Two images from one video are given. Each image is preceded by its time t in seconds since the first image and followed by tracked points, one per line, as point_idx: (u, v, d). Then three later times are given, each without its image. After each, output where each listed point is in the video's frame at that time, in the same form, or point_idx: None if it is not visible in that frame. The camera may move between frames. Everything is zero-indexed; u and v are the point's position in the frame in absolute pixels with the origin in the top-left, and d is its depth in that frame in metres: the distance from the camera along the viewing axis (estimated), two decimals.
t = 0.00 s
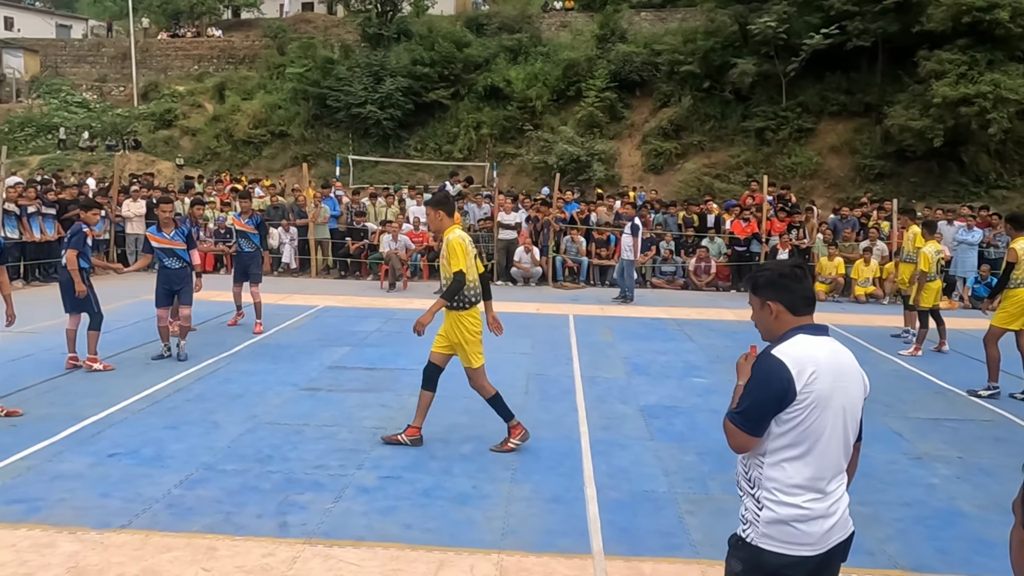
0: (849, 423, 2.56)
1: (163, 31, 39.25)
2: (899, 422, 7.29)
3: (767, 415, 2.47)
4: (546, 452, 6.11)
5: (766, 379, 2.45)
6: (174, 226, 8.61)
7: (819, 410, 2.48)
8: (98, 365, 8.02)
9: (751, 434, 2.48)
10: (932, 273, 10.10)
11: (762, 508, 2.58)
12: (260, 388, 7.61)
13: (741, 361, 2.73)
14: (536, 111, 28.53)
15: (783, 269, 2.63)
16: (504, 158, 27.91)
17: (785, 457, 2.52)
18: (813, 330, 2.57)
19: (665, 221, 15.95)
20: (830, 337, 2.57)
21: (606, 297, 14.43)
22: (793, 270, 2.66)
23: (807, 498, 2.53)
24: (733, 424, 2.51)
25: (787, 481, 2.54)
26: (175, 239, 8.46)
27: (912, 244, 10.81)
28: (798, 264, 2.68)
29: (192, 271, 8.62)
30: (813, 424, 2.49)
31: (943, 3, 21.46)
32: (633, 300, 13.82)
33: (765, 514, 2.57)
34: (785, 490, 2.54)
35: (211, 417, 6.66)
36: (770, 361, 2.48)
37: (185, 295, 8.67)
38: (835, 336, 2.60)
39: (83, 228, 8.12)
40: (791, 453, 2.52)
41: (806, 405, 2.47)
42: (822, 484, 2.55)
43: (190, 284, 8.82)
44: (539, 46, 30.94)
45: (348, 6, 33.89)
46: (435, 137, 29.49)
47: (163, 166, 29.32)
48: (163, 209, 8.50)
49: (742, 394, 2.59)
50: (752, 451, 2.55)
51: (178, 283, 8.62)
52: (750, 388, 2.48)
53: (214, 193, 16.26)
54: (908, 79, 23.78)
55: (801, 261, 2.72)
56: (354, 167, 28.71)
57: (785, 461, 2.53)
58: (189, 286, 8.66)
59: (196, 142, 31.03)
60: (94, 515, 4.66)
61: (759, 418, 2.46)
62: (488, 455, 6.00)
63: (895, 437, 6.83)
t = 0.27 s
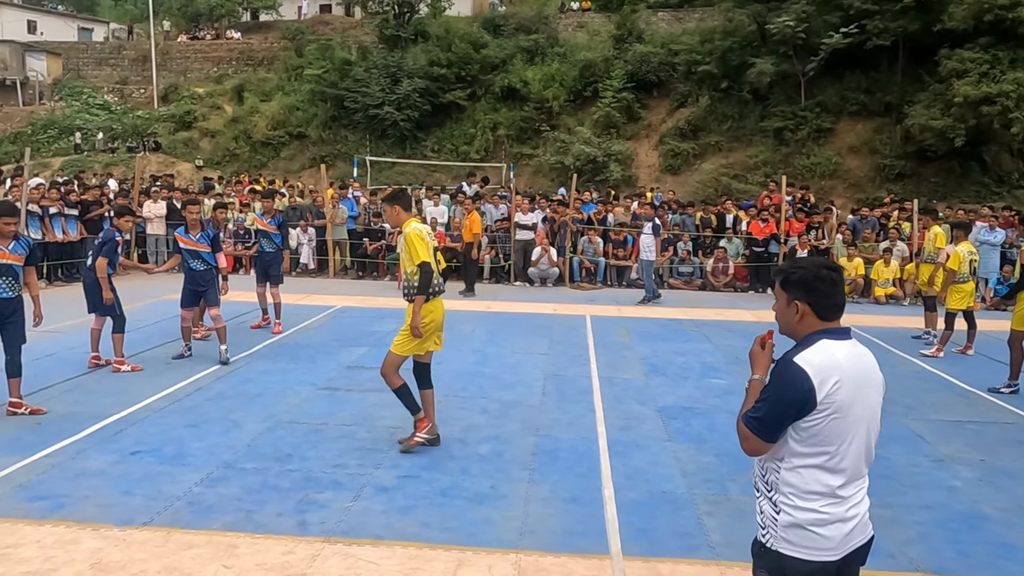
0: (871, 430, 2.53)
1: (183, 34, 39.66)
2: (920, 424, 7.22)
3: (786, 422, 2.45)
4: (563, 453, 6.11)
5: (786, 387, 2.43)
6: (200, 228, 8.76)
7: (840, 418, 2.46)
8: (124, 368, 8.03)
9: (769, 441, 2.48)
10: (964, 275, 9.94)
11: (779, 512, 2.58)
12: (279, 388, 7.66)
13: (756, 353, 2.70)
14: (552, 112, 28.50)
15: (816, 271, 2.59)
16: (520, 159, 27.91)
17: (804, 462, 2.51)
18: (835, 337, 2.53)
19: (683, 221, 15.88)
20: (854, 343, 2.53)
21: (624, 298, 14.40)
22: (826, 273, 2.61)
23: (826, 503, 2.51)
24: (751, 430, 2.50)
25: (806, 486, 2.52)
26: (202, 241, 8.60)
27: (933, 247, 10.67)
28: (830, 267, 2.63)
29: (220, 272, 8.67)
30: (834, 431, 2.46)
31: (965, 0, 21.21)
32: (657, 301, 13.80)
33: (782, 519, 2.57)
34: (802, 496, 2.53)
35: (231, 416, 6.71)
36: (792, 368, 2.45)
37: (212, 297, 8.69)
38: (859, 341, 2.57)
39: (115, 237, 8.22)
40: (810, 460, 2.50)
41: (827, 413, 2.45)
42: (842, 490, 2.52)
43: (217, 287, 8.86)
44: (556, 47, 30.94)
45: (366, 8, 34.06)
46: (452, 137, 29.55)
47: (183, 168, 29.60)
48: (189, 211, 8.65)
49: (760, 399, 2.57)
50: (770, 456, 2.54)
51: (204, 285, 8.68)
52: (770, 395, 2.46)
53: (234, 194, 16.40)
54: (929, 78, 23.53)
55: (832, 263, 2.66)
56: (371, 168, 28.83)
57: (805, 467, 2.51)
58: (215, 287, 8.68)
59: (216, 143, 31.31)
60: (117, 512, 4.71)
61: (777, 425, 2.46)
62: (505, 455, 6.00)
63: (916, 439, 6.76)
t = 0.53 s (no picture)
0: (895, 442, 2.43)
1: (201, 36, 40.03)
2: (938, 427, 7.14)
3: (813, 441, 2.32)
4: (578, 454, 6.10)
5: (812, 406, 2.30)
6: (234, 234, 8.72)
7: (867, 434, 2.35)
8: (143, 368, 8.10)
9: (795, 461, 2.35)
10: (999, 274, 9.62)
11: (796, 520, 2.49)
12: (295, 388, 7.70)
13: (775, 369, 2.55)
14: (567, 112, 28.48)
15: (840, 279, 2.43)
16: (535, 160, 27.91)
17: (826, 476, 2.41)
18: (860, 347, 2.41)
19: (699, 222, 15.83)
20: (878, 354, 2.41)
21: (639, 299, 14.35)
22: (850, 282, 2.45)
23: (845, 515, 2.43)
24: (774, 448, 2.38)
25: (827, 499, 2.42)
26: (235, 248, 8.60)
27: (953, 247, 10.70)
28: (857, 275, 2.46)
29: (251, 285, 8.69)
30: (858, 445, 2.36)
31: None
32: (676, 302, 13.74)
33: (799, 528, 2.48)
34: (822, 507, 2.43)
35: (247, 416, 6.76)
36: (818, 384, 2.32)
37: (243, 303, 8.74)
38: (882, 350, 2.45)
39: (138, 242, 8.28)
40: (832, 474, 2.40)
41: (853, 429, 2.34)
42: (862, 501, 2.43)
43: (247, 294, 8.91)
44: (571, 48, 30.94)
45: (382, 10, 34.20)
46: (467, 138, 29.60)
47: (200, 169, 29.84)
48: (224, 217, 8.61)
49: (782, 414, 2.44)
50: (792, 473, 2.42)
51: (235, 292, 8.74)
52: (794, 413, 2.33)
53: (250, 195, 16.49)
54: (948, 78, 23.31)
55: (855, 269, 2.50)
56: (386, 170, 28.93)
57: (826, 481, 2.41)
58: (246, 295, 8.74)
59: (233, 145, 31.54)
60: (135, 511, 4.75)
61: (804, 445, 2.32)
62: (520, 457, 6.00)
63: (935, 442, 6.69)
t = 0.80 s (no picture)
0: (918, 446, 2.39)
1: (218, 38, 40.35)
2: (957, 430, 7.07)
3: (842, 451, 2.25)
4: (593, 455, 6.08)
5: (843, 417, 2.22)
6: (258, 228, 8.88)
7: (895, 441, 2.29)
8: (161, 367, 8.19)
9: (825, 473, 2.27)
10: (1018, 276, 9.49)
11: (819, 529, 2.44)
12: (311, 388, 7.73)
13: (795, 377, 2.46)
14: (582, 113, 28.43)
15: (851, 283, 2.37)
16: (550, 161, 27.90)
17: (852, 485, 2.35)
18: (880, 353, 2.35)
19: (714, 223, 15.77)
20: (898, 358, 2.36)
21: (654, 300, 14.31)
22: (861, 286, 2.39)
23: (871, 522, 2.37)
24: (802, 460, 2.30)
25: (854, 508, 2.36)
26: (260, 238, 8.68)
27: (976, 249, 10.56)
28: (868, 278, 2.40)
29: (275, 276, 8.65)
30: (886, 453, 2.30)
31: None
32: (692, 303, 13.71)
33: (822, 537, 2.43)
34: (848, 516, 2.37)
35: (264, 415, 6.80)
36: (847, 394, 2.24)
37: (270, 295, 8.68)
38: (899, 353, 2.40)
39: (157, 237, 8.40)
40: (859, 482, 2.34)
41: (882, 438, 2.28)
42: (887, 508, 2.39)
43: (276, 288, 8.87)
44: (586, 48, 30.92)
45: (397, 11, 34.32)
46: (482, 139, 29.63)
47: (217, 170, 30.04)
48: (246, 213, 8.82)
49: (805, 424, 2.37)
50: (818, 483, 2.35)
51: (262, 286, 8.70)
52: (822, 425, 2.25)
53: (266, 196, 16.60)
54: (967, 77, 23.07)
55: (865, 271, 2.44)
56: (401, 170, 29.01)
57: (852, 490, 2.35)
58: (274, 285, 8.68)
59: (249, 146, 31.72)
60: (153, 509, 4.79)
61: (834, 457, 2.25)
62: (535, 457, 5.99)
63: (954, 445, 6.62)
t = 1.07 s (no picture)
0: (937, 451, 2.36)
1: (234, 40, 40.69)
2: (975, 433, 7.00)
3: (862, 459, 2.23)
4: (607, 457, 6.08)
5: (862, 425, 2.20)
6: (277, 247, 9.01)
7: (915, 447, 2.27)
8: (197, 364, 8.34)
9: (845, 481, 2.25)
10: None
11: (836, 538, 2.42)
12: (325, 388, 7.77)
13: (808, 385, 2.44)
14: (596, 114, 28.38)
15: (857, 287, 2.35)
16: (564, 161, 27.87)
17: (871, 493, 2.32)
18: (895, 358, 2.32)
19: (728, 224, 15.69)
20: (915, 363, 2.33)
21: (668, 302, 14.26)
22: (870, 289, 2.36)
23: (891, 530, 2.35)
24: (821, 468, 2.28)
25: (873, 515, 2.34)
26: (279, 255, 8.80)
27: (997, 251, 10.39)
28: (875, 281, 2.37)
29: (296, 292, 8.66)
30: (906, 461, 2.28)
31: None
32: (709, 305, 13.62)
33: (839, 545, 2.41)
34: (868, 523, 2.35)
35: (278, 416, 6.83)
36: (865, 401, 2.22)
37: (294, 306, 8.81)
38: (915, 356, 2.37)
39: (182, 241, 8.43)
40: (877, 490, 2.32)
41: (904, 445, 2.25)
42: (905, 512, 2.37)
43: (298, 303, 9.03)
44: (600, 49, 30.89)
45: (411, 13, 34.43)
46: (495, 140, 29.65)
47: (233, 171, 30.22)
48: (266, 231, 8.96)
49: (823, 431, 2.34)
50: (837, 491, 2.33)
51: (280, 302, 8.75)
52: (841, 434, 2.23)
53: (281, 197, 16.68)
54: (985, 77, 22.84)
55: (873, 274, 2.41)
56: (415, 171, 29.08)
57: (870, 497, 2.33)
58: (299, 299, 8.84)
59: (264, 147, 31.90)
60: (169, 508, 4.83)
61: (853, 465, 2.23)
62: (549, 459, 5.99)
63: (971, 448, 6.56)
